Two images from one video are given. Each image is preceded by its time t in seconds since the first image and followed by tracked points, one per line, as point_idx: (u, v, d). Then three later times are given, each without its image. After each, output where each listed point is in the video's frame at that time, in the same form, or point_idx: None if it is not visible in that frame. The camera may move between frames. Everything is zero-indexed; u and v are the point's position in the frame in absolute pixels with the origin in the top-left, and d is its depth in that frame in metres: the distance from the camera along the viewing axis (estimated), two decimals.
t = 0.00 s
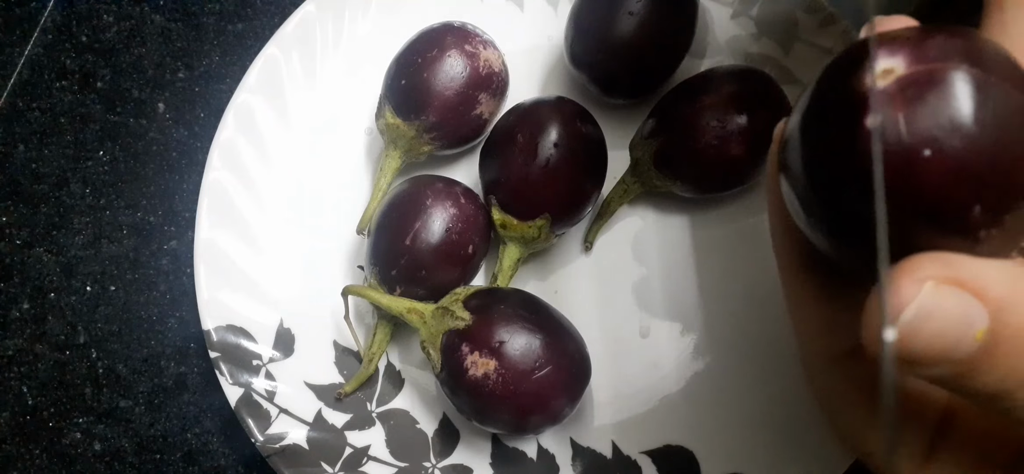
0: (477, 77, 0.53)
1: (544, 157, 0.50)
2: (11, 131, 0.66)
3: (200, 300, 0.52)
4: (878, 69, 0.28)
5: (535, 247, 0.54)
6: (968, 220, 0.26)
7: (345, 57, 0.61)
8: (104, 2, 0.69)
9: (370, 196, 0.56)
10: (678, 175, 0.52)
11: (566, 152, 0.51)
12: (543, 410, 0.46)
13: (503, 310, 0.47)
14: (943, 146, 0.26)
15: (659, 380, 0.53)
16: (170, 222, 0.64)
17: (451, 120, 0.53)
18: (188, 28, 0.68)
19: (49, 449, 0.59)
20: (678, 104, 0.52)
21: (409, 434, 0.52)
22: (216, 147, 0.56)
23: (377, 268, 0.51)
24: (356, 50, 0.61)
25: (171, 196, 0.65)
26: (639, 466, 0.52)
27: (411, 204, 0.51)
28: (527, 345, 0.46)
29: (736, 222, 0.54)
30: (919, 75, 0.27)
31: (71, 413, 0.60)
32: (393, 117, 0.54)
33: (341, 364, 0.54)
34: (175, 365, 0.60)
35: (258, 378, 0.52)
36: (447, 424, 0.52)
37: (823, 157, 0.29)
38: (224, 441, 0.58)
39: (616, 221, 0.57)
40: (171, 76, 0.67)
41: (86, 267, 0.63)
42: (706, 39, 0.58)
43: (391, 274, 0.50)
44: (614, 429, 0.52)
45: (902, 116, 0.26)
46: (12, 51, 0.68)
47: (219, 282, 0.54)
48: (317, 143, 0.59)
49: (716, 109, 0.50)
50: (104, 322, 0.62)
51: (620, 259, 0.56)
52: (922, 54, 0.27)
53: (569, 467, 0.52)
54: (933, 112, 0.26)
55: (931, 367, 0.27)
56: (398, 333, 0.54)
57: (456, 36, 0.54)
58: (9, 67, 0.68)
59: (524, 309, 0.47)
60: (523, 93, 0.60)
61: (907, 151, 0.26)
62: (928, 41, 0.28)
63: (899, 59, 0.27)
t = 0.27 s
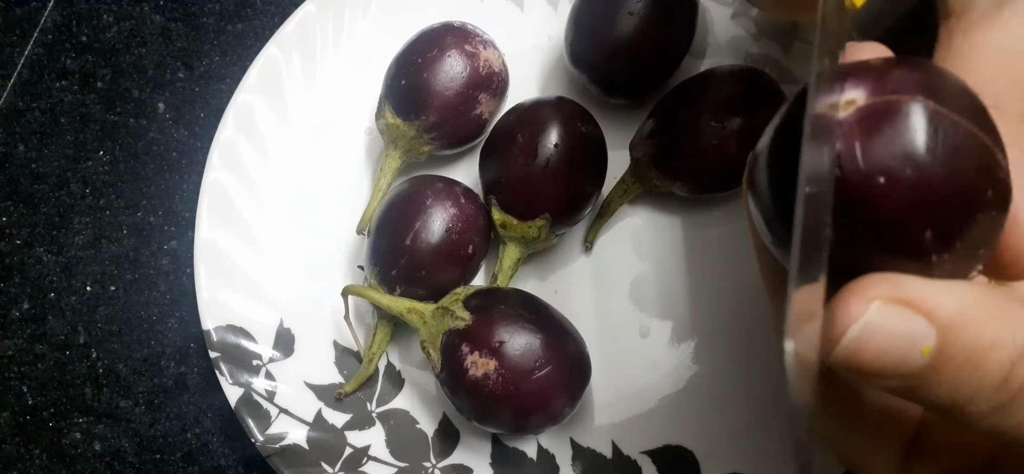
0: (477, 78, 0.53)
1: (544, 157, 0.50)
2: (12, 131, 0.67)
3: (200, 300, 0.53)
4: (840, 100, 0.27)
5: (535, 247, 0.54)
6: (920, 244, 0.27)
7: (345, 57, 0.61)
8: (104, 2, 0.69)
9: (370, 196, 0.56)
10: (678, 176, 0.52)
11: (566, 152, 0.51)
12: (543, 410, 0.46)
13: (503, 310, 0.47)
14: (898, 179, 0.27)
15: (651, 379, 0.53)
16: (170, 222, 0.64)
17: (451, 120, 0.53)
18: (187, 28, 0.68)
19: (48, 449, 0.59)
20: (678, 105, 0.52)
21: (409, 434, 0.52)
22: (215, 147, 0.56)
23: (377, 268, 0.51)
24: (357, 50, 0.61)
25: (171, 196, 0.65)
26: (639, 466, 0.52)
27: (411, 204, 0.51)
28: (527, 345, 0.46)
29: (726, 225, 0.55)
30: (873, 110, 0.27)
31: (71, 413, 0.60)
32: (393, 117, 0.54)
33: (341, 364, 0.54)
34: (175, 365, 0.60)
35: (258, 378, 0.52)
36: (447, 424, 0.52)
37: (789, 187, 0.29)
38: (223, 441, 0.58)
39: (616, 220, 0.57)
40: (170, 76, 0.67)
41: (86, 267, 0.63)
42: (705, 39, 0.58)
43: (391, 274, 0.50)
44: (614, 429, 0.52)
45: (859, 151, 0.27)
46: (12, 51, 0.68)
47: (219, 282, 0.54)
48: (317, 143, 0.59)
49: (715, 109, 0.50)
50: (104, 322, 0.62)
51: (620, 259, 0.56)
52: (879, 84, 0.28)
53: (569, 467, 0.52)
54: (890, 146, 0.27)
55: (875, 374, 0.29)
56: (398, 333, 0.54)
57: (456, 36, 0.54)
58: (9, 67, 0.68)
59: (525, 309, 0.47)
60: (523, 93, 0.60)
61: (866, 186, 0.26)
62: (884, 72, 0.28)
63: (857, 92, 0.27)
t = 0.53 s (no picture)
0: (477, 77, 0.53)
1: (544, 157, 0.50)
2: (12, 131, 0.67)
3: (200, 300, 0.53)
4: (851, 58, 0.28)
5: (535, 247, 0.54)
6: (944, 197, 0.26)
7: (345, 57, 0.61)
8: (104, 2, 0.69)
9: (370, 196, 0.56)
10: (678, 176, 0.53)
11: (566, 152, 0.51)
12: (543, 410, 0.46)
13: (503, 310, 0.47)
14: (914, 133, 0.26)
15: (646, 378, 0.53)
16: (170, 222, 0.64)
17: (451, 120, 0.53)
18: (188, 28, 0.68)
19: (48, 449, 0.59)
20: (678, 104, 0.52)
21: (409, 435, 0.52)
22: (215, 148, 0.56)
23: (377, 268, 0.51)
24: (357, 50, 0.61)
25: (171, 196, 0.65)
26: (639, 466, 0.52)
27: (411, 204, 0.51)
28: (527, 345, 0.46)
29: (726, 224, 0.55)
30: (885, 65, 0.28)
31: (71, 413, 0.60)
32: (393, 117, 0.54)
33: (341, 364, 0.54)
34: (175, 365, 0.60)
35: (258, 378, 0.52)
36: (447, 424, 0.52)
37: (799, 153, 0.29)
38: (223, 441, 0.58)
39: (616, 221, 0.57)
40: (170, 76, 0.67)
41: (86, 268, 0.63)
42: (705, 39, 0.58)
43: (391, 274, 0.50)
44: (615, 429, 0.52)
45: (872, 101, 0.27)
46: (12, 51, 0.68)
47: (219, 282, 0.54)
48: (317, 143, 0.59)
49: (716, 110, 0.50)
50: (104, 322, 0.62)
51: (620, 260, 0.56)
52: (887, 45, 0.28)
53: (569, 467, 0.52)
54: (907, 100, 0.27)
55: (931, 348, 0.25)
56: (398, 333, 0.54)
57: (456, 36, 0.54)
58: (9, 67, 0.68)
59: (525, 309, 0.47)
60: (523, 93, 0.60)
61: (881, 135, 0.26)
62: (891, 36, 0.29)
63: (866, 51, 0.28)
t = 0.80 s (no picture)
0: (477, 77, 0.53)
1: (544, 157, 0.50)
2: (12, 131, 0.67)
3: (200, 300, 0.53)
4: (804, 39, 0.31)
5: (535, 247, 0.54)
6: (871, 171, 0.31)
7: (345, 57, 0.61)
8: (104, 2, 0.69)
9: (370, 196, 0.56)
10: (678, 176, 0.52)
11: (566, 152, 0.51)
12: (543, 410, 0.46)
13: (503, 310, 0.47)
14: (850, 113, 0.30)
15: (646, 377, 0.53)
16: (170, 222, 0.64)
17: (451, 120, 0.53)
18: (188, 28, 0.68)
19: (48, 449, 0.59)
20: (679, 104, 0.52)
21: (409, 435, 0.52)
22: (215, 148, 0.56)
23: (376, 268, 0.51)
24: (357, 50, 0.61)
25: (171, 196, 0.65)
26: (639, 466, 0.52)
27: (411, 204, 0.51)
28: (527, 345, 0.46)
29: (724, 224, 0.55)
30: (832, 47, 0.31)
31: (71, 413, 0.60)
32: (393, 117, 0.54)
33: (341, 364, 0.54)
34: (175, 365, 0.60)
35: (258, 378, 0.52)
36: (447, 424, 0.52)
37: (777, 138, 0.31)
38: (224, 441, 0.58)
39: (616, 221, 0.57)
40: (171, 76, 0.67)
41: (85, 268, 0.63)
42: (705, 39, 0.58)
43: (391, 274, 0.50)
44: (615, 429, 0.52)
45: (820, 84, 0.30)
46: (12, 51, 0.68)
47: (219, 282, 0.54)
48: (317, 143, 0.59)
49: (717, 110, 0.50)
50: (104, 322, 0.62)
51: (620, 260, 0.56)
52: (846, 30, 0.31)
53: (569, 467, 0.52)
54: (848, 82, 0.30)
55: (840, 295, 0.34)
56: (398, 333, 0.54)
57: (457, 36, 0.54)
58: (8, 67, 0.68)
59: (525, 309, 0.47)
60: (523, 93, 0.60)
61: (820, 113, 0.30)
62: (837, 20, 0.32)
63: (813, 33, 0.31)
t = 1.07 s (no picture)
0: (477, 77, 0.53)
1: (545, 157, 0.50)
2: (11, 131, 0.66)
3: (199, 300, 0.52)
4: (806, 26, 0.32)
5: (535, 247, 0.54)
6: (880, 152, 0.31)
7: (345, 57, 0.61)
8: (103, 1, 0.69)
9: (370, 196, 0.56)
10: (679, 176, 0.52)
11: (567, 151, 0.50)
12: (543, 411, 0.46)
13: (503, 310, 0.47)
14: (855, 95, 0.31)
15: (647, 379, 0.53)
16: (169, 222, 0.64)
17: (451, 120, 0.53)
18: (187, 27, 0.68)
19: (47, 450, 0.59)
20: (679, 104, 0.51)
21: (409, 435, 0.52)
22: (214, 148, 0.56)
23: (376, 268, 0.51)
24: (357, 49, 0.61)
25: (171, 196, 0.64)
26: (639, 467, 0.51)
27: (411, 204, 0.51)
28: (527, 345, 0.45)
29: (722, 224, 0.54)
30: (832, 33, 0.31)
31: (70, 413, 0.60)
32: (392, 116, 0.54)
33: (340, 364, 0.54)
34: (174, 365, 0.60)
35: (258, 379, 0.52)
36: (446, 425, 0.52)
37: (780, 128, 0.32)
38: (223, 442, 0.58)
39: (617, 221, 0.56)
40: (170, 76, 0.67)
41: (85, 268, 0.63)
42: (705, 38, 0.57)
43: (390, 274, 0.50)
44: (615, 430, 0.52)
45: (821, 71, 0.31)
46: (11, 50, 0.68)
47: (218, 282, 0.53)
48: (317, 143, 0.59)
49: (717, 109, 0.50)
50: (103, 323, 0.62)
51: (621, 260, 0.56)
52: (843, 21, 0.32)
53: (570, 468, 0.51)
54: (852, 68, 0.31)
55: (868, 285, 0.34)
56: (398, 333, 0.54)
57: (456, 35, 0.53)
58: (7, 67, 0.68)
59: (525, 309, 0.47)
60: (524, 92, 0.60)
61: (820, 98, 0.31)
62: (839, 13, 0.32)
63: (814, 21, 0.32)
